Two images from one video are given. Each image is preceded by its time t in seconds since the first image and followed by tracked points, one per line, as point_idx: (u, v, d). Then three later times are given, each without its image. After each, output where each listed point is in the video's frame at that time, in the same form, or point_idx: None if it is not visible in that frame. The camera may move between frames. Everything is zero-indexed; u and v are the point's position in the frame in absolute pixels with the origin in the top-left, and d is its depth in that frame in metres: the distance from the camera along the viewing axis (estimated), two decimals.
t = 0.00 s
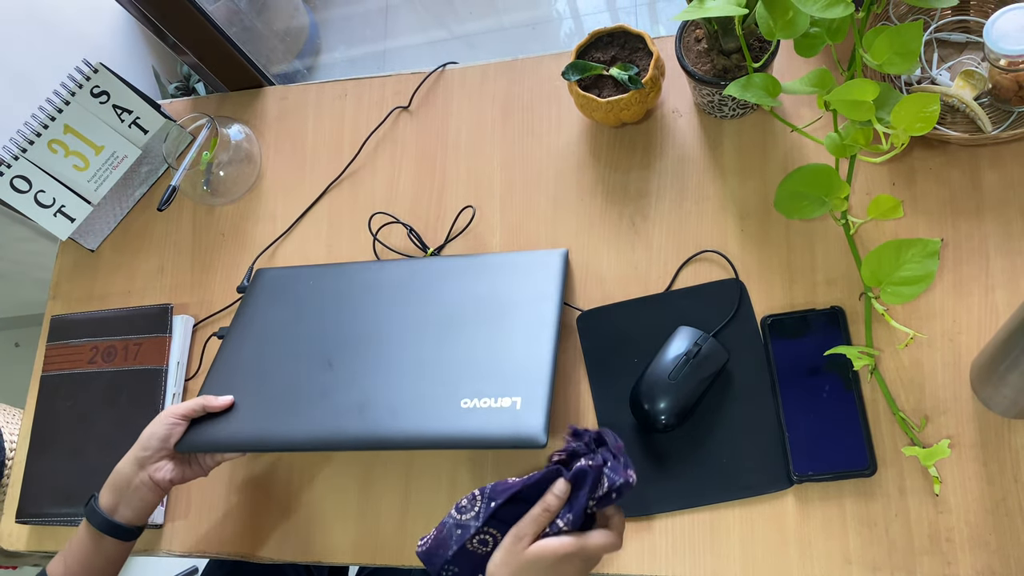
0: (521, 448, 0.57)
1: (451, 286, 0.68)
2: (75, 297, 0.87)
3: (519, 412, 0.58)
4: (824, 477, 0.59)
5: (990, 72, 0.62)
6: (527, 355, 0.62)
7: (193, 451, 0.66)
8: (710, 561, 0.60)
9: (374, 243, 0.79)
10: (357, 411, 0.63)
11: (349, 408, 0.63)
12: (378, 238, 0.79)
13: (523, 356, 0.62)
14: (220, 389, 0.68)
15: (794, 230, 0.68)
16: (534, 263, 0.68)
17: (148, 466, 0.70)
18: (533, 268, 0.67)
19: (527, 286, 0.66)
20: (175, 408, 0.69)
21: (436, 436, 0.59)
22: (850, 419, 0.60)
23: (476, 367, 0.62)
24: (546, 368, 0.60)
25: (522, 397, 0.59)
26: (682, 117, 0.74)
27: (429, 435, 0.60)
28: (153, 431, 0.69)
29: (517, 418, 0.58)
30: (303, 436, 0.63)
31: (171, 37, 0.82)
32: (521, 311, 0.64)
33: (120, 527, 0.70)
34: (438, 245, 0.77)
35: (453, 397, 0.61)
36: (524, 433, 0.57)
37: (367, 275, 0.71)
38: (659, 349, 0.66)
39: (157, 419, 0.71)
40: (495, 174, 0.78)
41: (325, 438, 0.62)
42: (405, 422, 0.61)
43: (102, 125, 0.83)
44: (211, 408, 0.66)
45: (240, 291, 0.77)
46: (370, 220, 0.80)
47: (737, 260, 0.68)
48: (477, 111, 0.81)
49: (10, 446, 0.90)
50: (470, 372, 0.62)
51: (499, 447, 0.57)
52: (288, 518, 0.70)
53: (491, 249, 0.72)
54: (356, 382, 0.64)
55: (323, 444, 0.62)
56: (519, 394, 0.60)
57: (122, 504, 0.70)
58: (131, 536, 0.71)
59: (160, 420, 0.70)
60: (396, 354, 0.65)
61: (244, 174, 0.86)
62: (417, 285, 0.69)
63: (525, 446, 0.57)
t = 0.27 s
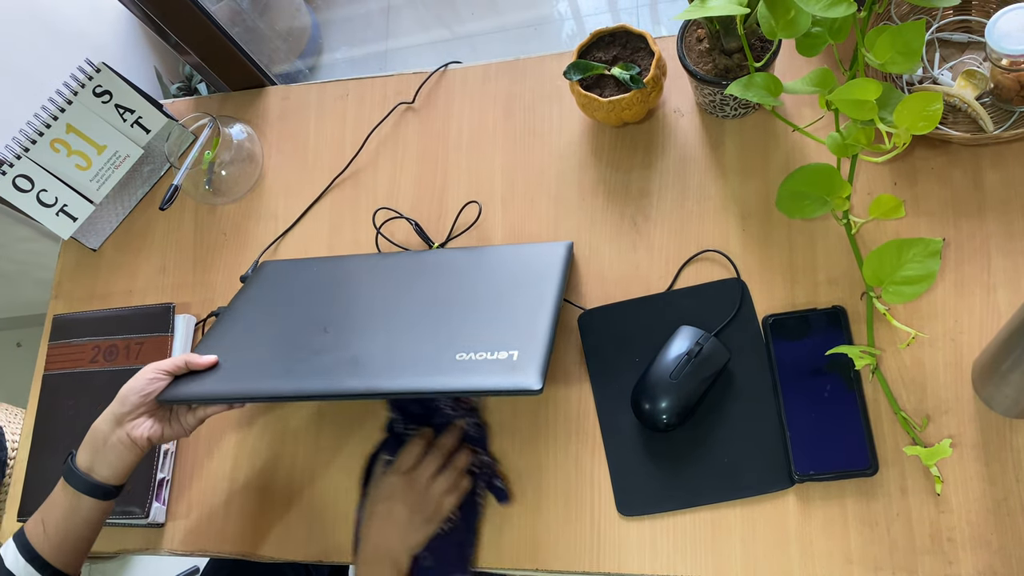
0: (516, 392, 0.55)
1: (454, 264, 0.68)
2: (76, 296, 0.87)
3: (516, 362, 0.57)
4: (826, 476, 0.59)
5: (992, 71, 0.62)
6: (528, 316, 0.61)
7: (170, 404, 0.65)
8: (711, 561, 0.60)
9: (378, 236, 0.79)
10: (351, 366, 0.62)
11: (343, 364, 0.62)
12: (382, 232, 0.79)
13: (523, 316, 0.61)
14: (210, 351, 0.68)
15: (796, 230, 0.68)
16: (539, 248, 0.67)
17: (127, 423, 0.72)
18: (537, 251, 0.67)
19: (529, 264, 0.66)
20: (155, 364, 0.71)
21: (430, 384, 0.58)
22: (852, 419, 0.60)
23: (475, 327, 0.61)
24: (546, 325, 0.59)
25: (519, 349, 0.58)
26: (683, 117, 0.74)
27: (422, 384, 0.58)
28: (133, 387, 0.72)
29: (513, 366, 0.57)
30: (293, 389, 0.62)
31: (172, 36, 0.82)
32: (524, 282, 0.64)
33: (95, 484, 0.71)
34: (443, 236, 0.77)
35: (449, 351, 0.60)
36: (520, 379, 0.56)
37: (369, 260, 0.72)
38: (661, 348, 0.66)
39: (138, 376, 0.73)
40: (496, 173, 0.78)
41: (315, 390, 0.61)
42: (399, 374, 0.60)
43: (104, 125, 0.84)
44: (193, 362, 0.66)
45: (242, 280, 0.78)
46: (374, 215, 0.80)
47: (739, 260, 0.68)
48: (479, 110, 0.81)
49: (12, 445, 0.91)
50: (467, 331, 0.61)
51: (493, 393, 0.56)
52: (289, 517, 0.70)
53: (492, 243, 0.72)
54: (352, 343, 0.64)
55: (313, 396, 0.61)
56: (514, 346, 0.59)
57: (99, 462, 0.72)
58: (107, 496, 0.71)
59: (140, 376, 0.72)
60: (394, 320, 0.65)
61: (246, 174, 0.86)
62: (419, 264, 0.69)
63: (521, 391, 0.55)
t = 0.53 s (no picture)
0: (520, 361, 0.55)
1: (458, 254, 0.69)
2: (78, 296, 0.87)
3: (521, 334, 0.57)
4: (827, 476, 0.59)
5: (993, 71, 0.62)
6: (532, 296, 0.61)
7: (168, 379, 0.66)
8: (713, 561, 0.60)
9: (382, 232, 0.79)
10: (354, 341, 0.62)
11: (345, 340, 0.62)
12: (386, 227, 0.79)
13: (527, 296, 0.61)
14: (210, 333, 0.68)
15: (797, 230, 0.68)
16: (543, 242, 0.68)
17: (127, 403, 0.73)
18: (541, 244, 0.67)
19: (533, 254, 0.66)
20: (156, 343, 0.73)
21: (432, 355, 0.58)
22: (854, 419, 0.60)
23: (479, 306, 0.61)
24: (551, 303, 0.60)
25: (524, 323, 0.58)
26: (684, 117, 0.74)
27: (425, 355, 0.58)
28: (134, 366, 0.73)
29: (517, 338, 0.57)
30: (295, 362, 0.62)
31: (174, 37, 0.82)
32: (527, 268, 0.64)
33: (94, 463, 0.71)
34: (447, 233, 0.77)
35: (453, 326, 0.60)
36: (524, 349, 0.56)
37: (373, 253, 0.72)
38: (662, 348, 0.66)
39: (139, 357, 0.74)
40: (498, 173, 0.78)
41: (317, 363, 0.61)
42: (403, 348, 0.59)
43: (106, 125, 0.84)
44: (194, 339, 0.67)
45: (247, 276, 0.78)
46: (379, 210, 0.80)
47: (740, 260, 0.68)
48: (481, 111, 0.81)
49: (14, 445, 0.91)
50: (471, 308, 0.61)
51: (497, 362, 0.55)
52: (291, 517, 0.70)
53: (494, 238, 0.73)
54: (356, 322, 0.64)
55: (315, 368, 0.61)
56: (518, 320, 0.59)
57: (99, 441, 0.73)
58: (106, 476, 0.72)
59: (142, 356, 0.74)
60: (398, 301, 0.65)
61: (248, 174, 0.87)
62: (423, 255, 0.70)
63: (524, 360, 0.55)
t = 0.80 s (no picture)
0: (518, 361, 0.55)
1: (458, 254, 0.69)
2: (79, 297, 0.87)
3: (520, 333, 0.57)
4: (828, 478, 0.59)
5: (994, 73, 0.62)
6: (531, 296, 0.61)
7: (166, 375, 0.66)
8: (713, 562, 0.60)
9: (383, 231, 0.79)
10: (353, 339, 0.62)
11: (344, 337, 0.62)
12: (387, 227, 0.79)
13: (526, 295, 0.61)
14: (209, 330, 0.68)
15: (798, 231, 0.68)
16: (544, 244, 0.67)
17: (127, 400, 0.73)
18: (540, 244, 0.67)
19: (533, 254, 0.66)
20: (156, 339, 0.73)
21: (432, 353, 0.58)
22: (854, 421, 0.60)
23: (478, 305, 0.61)
24: (550, 302, 0.60)
25: (524, 323, 0.58)
26: (685, 119, 0.74)
27: (424, 353, 0.58)
28: (133, 364, 0.73)
29: (516, 337, 0.57)
30: (294, 360, 0.62)
31: (175, 38, 0.82)
32: (527, 269, 0.64)
33: (94, 460, 0.71)
34: (448, 234, 0.77)
35: (452, 325, 0.60)
36: (523, 349, 0.56)
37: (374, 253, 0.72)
38: (663, 350, 0.66)
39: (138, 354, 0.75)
40: (498, 174, 0.78)
41: (317, 362, 0.61)
42: (403, 347, 0.59)
43: (107, 126, 0.84)
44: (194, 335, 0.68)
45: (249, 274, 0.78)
46: (379, 210, 0.81)
47: (741, 261, 0.68)
48: (481, 112, 0.81)
49: (15, 445, 0.91)
50: (471, 307, 0.61)
51: (496, 361, 0.55)
52: (291, 518, 0.70)
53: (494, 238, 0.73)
54: (356, 321, 0.64)
55: (314, 366, 0.61)
56: (517, 319, 0.59)
57: (99, 438, 0.73)
58: (107, 474, 0.72)
59: (141, 353, 0.74)
60: (398, 300, 0.65)
61: (248, 175, 0.87)
62: (423, 255, 0.70)
63: (523, 359, 0.55)
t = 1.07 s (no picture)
0: (521, 359, 0.55)
1: (461, 254, 0.68)
2: (79, 298, 0.87)
3: (523, 332, 0.57)
4: (830, 480, 0.59)
5: (997, 74, 0.62)
6: (533, 295, 0.61)
7: (167, 375, 0.65)
8: (714, 564, 0.60)
9: (386, 230, 0.79)
10: (355, 338, 0.62)
11: (346, 337, 0.62)
12: (389, 225, 0.79)
13: (528, 295, 0.61)
14: (211, 330, 0.68)
15: (799, 233, 0.68)
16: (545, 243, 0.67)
17: (129, 400, 0.73)
18: (541, 244, 0.67)
19: (535, 253, 0.66)
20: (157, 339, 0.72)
21: (433, 352, 0.58)
22: (856, 423, 0.60)
23: (480, 304, 0.61)
24: (553, 302, 0.59)
25: (526, 322, 0.58)
26: (686, 119, 0.74)
27: (425, 352, 0.58)
28: (134, 364, 0.72)
29: (518, 336, 0.57)
30: (296, 360, 0.61)
31: (175, 38, 0.82)
32: (529, 268, 0.64)
33: (97, 461, 0.71)
34: (449, 235, 0.77)
35: (454, 325, 0.60)
36: (525, 347, 0.55)
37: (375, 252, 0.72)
38: (664, 351, 0.66)
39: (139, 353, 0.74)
40: (499, 175, 0.78)
41: (317, 361, 0.60)
42: (404, 347, 0.59)
43: (107, 126, 0.84)
44: (196, 338, 0.67)
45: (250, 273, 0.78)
46: (381, 208, 0.80)
47: (742, 263, 0.68)
48: (482, 112, 0.81)
49: (15, 446, 0.91)
50: (472, 307, 0.61)
51: (498, 360, 0.55)
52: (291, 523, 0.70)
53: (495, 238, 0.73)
54: (357, 321, 0.64)
55: (315, 365, 0.60)
56: (519, 318, 0.58)
57: (102, 438, 0.73)
58: (110, 474, 0.72)
59: (142, 353, 0.73)
60: (400, 300, 0.65)
61: (249, 176, 0.86)
62: (425, 255, 0.70)
63: (525, 358, 0.55)
